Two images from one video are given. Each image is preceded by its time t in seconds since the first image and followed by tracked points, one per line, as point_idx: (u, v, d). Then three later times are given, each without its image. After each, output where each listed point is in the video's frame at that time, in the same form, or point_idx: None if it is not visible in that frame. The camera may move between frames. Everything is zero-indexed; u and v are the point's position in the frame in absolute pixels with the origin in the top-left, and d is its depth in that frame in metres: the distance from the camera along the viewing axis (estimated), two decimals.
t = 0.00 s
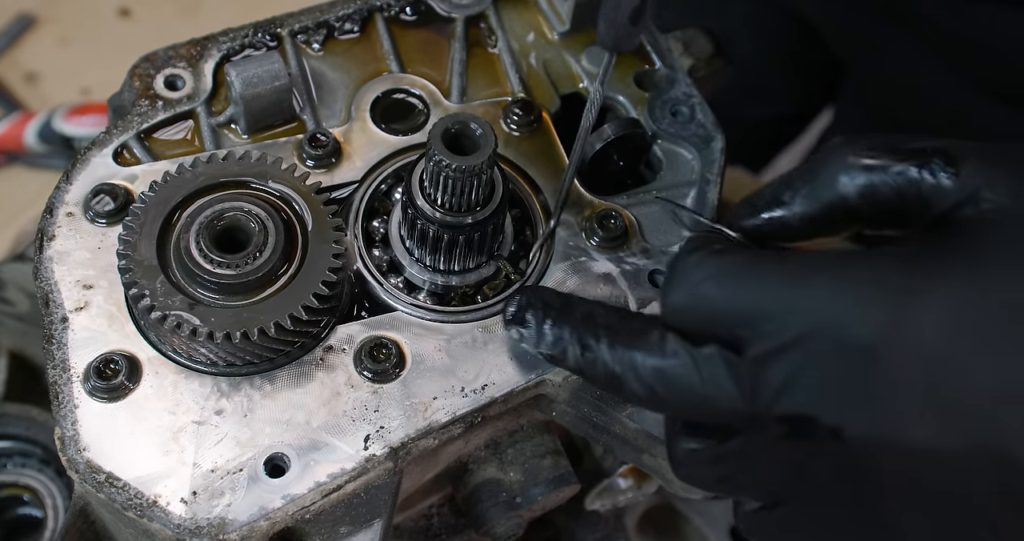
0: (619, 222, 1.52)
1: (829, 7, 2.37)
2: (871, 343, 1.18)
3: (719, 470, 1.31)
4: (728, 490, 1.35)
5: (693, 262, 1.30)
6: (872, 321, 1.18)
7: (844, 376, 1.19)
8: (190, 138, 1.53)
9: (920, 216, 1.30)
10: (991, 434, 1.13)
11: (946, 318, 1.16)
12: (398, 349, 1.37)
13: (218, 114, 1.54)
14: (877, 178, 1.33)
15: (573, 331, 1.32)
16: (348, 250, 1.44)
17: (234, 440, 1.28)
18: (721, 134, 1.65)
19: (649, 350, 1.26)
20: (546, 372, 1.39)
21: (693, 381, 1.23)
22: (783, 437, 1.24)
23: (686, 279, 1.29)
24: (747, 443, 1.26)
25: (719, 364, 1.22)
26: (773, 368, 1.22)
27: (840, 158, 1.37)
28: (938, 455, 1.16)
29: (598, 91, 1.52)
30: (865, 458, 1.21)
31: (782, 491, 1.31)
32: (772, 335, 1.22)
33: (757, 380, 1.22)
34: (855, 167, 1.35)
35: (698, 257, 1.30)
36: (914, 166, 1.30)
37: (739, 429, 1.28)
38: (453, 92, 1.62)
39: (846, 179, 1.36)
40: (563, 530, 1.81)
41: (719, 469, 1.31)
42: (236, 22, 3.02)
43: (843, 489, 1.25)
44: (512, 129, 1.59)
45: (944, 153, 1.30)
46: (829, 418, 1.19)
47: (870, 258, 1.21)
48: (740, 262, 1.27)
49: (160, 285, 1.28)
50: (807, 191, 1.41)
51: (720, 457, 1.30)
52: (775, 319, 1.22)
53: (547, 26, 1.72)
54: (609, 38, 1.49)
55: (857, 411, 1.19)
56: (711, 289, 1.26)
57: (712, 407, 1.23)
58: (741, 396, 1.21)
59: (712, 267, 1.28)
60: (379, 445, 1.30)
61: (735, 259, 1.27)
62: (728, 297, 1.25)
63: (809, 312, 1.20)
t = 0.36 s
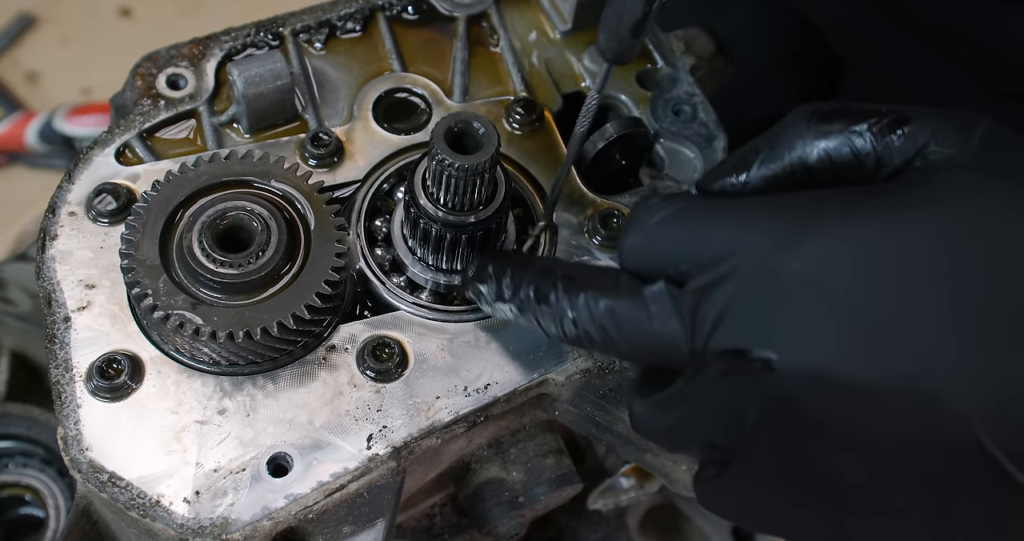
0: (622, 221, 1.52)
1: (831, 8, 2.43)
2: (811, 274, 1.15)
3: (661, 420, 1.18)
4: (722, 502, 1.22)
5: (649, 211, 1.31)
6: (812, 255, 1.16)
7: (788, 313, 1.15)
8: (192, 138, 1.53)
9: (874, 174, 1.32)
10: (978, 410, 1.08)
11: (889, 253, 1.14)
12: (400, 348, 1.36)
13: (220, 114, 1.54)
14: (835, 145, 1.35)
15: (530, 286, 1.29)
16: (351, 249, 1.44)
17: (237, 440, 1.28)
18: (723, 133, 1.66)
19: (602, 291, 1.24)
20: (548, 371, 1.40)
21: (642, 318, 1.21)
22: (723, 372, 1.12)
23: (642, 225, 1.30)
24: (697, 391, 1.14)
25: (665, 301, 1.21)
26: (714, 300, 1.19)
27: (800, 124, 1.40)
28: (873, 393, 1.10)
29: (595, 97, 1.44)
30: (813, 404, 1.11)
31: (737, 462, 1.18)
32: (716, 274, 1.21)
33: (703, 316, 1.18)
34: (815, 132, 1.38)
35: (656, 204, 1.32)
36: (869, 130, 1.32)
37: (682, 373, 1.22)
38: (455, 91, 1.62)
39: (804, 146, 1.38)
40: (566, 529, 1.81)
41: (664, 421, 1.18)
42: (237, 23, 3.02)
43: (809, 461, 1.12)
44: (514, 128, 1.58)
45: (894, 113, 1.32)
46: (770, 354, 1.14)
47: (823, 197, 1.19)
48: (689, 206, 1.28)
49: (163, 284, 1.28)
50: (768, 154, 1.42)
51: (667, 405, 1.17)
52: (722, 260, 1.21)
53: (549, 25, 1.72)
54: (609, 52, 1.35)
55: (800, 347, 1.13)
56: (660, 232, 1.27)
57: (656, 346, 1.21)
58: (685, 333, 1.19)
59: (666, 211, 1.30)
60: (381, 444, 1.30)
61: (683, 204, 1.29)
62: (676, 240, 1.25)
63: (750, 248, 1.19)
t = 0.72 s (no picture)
0: (621, 222, 1.52)
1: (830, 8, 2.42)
2: (834, 275, 1.17)
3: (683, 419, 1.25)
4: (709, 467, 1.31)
5: (668, 210, 1.32)
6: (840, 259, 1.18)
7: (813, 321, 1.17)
8: (193, 139, 1.53)
9: (894, 174, 1.31)
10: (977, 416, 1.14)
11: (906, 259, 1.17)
12: (401, 349, 1.37)
13: (221, 115, 1.54)
14: (854, 144, 1.33)
15: (550, 283, 1.29)
16: (351, 250, 1.44)
17: (238, 440, 1.28)
18: (722, 134, 1.67)
19: (623, 292, 1.25)
20: (548, 371, 1.40)
21: (663, 320, 1.22)
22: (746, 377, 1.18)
23: (659, 225, 1.30)
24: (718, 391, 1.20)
25: (686, 303, 1.22)
26: (738, 304, 1.21)
27: (819, 126, 1.37)
28: (893, 394, 1.14)
29: (586, 117, 1.40)
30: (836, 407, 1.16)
31: (758, 459, 1.29)
32: (739, 275, 1.22)
33: (727, 320, 1.21)
34: (834, 132, 1.35)
35: (673, 204, 1.33)
36: (888, 130, 1.32)
37: (705, 374, 1.25)
38: (455, 92, 1.62)
39: (823, 146, 1.36)
40: (566, 529, 1.81)
41: (686, 418, 1.25)
42: (238, 24, 3.02)
43: (820, 462, 1.22)
44: (514, 130, 1.59)
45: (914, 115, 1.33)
46: (795, 356, 1.16)
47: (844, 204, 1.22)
48: (708, 206, 1.29)
49: (164, 285, 1.29)
50: (786, 156, 1.39)
51: (689, 405, 1.24)
52: (740, 264, 1.23)
53: (549, 27, 1.72)
54: (604, 72, 1.34)
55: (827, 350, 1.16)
56: (678, 232, 1.28)
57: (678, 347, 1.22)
58: (706, 336, 1.21)
59: (682, 211, 1.30)
60: (382, 445, 1.30)
61: (700, 204, 1.29)
62: (697, 240, 1.26)
63: (773, 250, 1.21)
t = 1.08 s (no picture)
0: (626, 220, 1.55)
1: (830, 7, 2.30)
2: (937, 345, 1.27)
3: (785, 479, 1.36)
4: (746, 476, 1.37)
5: (754, 277, 1.38)
6: (933, 329, 1.28)
7: (912, 396, 1.28)
8: (204, 138, 1.56)
9: (979, 226, 1.41)
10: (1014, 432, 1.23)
11: (1002, 331, 1.26)
12: (410, 344, 1.39)
13: (231, 114, 1.56)
14: (936, 194, 1.42)
15: (633, 349, 1.36)
16: (361, 247, 1.46)
17: (250, 434, 1.30)
18: (726, 132, 1.67)
19: (715, 362, 1.32)
20: (555, 366, 1.42)
21: (760, 392, 1.29)
22: (850, 445, 1.31)
23: (748, 293, 1.37)
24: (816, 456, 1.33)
25: (784, 375, 1.30)
26: (839, 377, 1.30)
27: (895, 176, 1.47)
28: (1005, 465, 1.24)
29: (628, 146, 1.59)
30: (929, 467, 1.28)
31: (856, 514, 1.37)
32: (836, 348, 1.31)
33: (826, 391, 1.29)
34: (912, 181, 1.45)
35: (758, 270, 1.39)
36: (975, 183, 1.40)
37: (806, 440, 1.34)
38: (462, 92, 1.65)
39: (902, 195, 1.46)
40: (571, 524, 1.81)
41: (785, 480, 1.36)
42: (243, 25, 3.05)
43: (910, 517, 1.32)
44: (521, 129, 1.61)
45: (1000, 165, 1.42)
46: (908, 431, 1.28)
47: (932, 274, 1.30)
48: (798, 274, 1.35)
49: (178, 281, 1.31)
50: (864, 208, 1.50)
51: (787, 469, 1.35)
52: (834, 337, 1.31)
53: (554, 26, 1.74)
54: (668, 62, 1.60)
55: (923, 419, 1.27)
56: (769, 303, 1.35)
57: (776, 417, 1.30)
58: (808, 408, 1.28)
59: (770, 281, 1.36)
60: (392, 438, 1.32)
61: (792, 272, 1.36)
62: (789, 310, 1.33)
63: (872, 324, 1.29)
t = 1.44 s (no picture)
0: (625, 219, 1.54)
1: (830, 6, 2.30)
2: (909, 328, 1.25)
3: (757, 465, 1.34)
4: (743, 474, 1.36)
5: (725, 261, 1.37)
6: (905, 311, 1.26)
7: (882, 379, 1.25)
8: (202, 137, 1.55)
9: (951, 210, 1.40)
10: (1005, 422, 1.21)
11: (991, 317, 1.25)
12: (408, 344, 1.39)
13: (228, 114, 1.56)
14: (907, 179, 1.42)
15: (605, 337, 1.36)
16: (359, 247, 1.46)
17: (247, 434, 1.30)
18: (725, 132, 1.68)
19: (686, 347, 1.31)
20: (554, 366, 1.41)
21: (732, 376, 1.28)
22: (819, 429, 1.27)
23: (720, 278, 1.35)
24: (790, 441, 1.30)
25: (754, 359, 1.28)
26: (809, 360, 1.27)
27: (869, 161, 1.47)
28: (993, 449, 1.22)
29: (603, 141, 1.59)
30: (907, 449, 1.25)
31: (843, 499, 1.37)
32: (805, 332, 1.28)
33: (795, 375, 1.27)
34: (885, 167, 1.45)
35: (730, 256, 1.37)
36: (945, 166, 1.40)
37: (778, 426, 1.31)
38: (460, 91, 1.64)
39: (874, 182, 1.46)
40: (570, 525, 1.80)
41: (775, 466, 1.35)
42: (242, 25, 3.04)
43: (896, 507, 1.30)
44: (519, 128, 1.61)
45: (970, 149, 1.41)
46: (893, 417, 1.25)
47: (902, 257, 1.29)
48: (771, 259, 1.34)
49: (175, 281, 1.30)
50: (838, 194, 1.49)
51: (754, 456, 1.34)
52: (801, 321, 1.29)
53: (553, 25, 1.74)
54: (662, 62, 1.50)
55: (895, 404, 1.23)
56: (741, 287, 1.33)
57: (745, 400, 1.28)
58: (778, 392, 1.27)
59: (742, 266, 1.35)
60: (390, 439, 1.32)
61: (764, 256, 1.34)
62: (761, 295, 1.31)
63: (843, 307, 1.27)
